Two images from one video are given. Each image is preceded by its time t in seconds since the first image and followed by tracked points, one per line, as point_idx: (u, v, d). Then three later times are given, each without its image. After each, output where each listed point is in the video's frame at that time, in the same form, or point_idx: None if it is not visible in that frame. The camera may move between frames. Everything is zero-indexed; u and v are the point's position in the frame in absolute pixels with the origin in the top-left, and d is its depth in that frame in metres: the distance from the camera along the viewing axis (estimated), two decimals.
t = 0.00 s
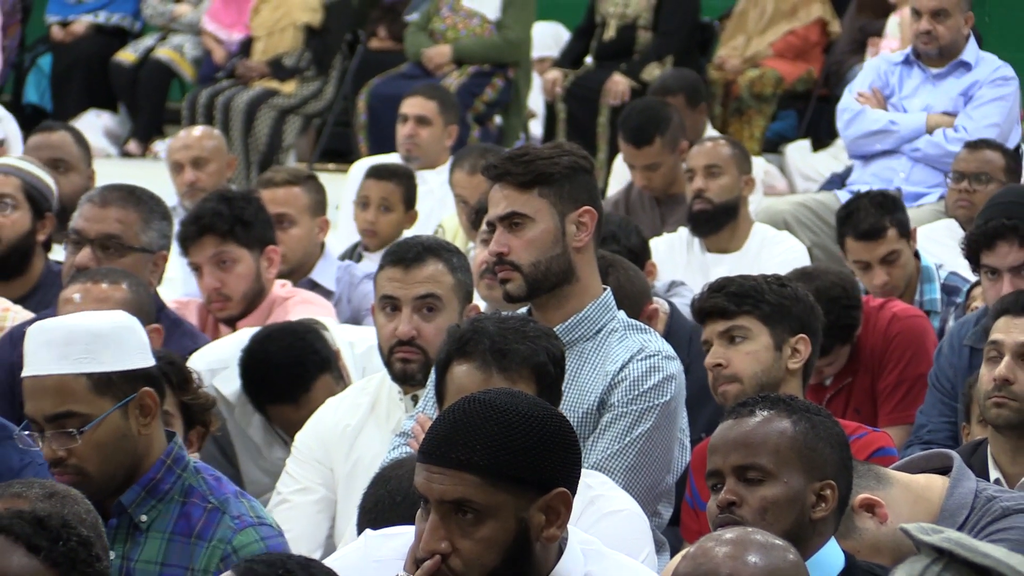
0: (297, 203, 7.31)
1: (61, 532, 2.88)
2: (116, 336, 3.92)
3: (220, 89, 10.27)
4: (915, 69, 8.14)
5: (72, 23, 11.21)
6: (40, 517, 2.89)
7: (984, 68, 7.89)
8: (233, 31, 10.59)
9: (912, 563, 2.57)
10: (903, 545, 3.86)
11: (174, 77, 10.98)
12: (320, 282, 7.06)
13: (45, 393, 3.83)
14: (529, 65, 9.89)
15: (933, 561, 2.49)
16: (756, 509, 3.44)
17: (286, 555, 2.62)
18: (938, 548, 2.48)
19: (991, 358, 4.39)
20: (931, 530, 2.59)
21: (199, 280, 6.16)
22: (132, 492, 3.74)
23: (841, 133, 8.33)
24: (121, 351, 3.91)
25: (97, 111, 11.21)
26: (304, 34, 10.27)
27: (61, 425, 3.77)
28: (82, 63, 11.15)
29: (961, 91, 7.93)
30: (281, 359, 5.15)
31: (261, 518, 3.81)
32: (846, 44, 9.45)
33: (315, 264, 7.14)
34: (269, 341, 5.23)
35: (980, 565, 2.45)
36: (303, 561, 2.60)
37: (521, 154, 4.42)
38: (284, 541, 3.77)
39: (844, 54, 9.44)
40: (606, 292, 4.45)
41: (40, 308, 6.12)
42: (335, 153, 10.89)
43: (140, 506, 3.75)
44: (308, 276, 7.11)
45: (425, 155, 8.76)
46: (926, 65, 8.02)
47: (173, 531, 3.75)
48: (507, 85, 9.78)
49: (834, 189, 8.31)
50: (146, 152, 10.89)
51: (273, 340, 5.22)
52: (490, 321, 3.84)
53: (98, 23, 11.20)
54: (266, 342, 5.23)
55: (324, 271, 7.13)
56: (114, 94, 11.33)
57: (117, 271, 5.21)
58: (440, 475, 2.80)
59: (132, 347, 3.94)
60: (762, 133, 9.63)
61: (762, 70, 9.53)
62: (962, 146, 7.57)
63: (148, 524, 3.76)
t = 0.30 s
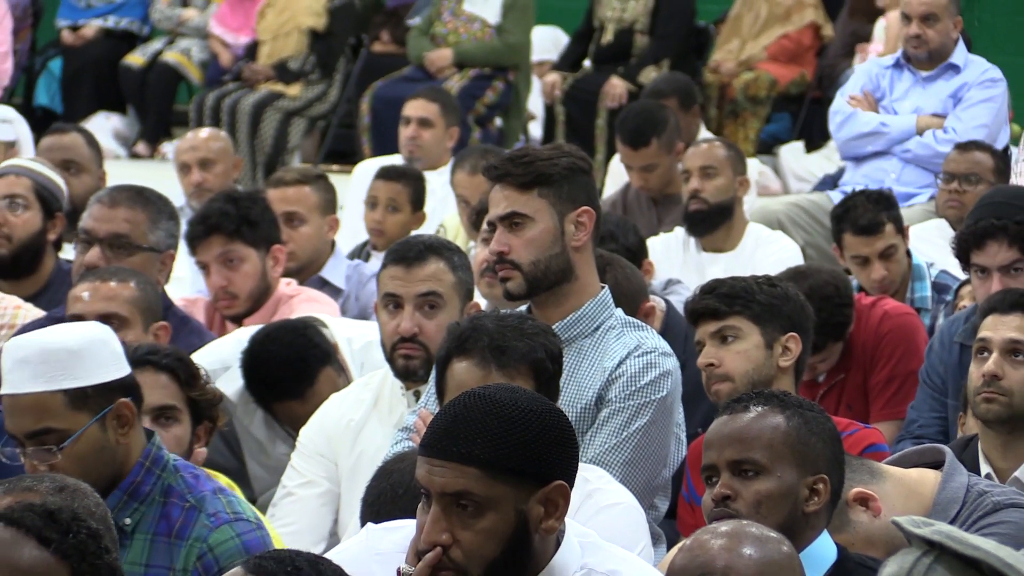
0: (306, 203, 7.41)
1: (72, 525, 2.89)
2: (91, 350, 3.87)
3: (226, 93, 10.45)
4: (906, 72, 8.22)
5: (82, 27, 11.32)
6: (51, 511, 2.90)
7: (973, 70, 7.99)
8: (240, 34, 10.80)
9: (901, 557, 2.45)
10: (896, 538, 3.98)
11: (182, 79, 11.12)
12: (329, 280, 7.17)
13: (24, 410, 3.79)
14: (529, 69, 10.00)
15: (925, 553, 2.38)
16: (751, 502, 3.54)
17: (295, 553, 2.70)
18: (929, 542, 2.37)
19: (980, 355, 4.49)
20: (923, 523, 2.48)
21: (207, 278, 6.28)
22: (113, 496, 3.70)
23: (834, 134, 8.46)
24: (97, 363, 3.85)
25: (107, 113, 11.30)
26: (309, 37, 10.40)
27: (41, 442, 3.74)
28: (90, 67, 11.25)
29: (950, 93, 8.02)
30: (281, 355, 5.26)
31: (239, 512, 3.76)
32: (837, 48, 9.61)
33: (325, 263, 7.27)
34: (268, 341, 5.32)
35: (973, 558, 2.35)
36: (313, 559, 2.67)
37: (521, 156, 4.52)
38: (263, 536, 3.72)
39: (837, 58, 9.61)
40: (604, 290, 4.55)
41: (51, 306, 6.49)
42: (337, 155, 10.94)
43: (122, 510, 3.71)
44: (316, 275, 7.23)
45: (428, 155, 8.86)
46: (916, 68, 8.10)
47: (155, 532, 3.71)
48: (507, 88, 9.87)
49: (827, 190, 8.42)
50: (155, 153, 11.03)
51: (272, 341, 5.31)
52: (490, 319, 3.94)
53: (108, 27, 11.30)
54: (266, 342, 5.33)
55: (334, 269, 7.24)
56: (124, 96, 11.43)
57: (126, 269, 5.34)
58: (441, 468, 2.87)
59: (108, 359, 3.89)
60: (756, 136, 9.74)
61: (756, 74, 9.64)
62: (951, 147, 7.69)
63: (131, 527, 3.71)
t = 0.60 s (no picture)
0: (318, 203, 7.57)
1: (87, 514, 3.03)
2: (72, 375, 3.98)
3: (237, 96, 10.54)
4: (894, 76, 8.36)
5: (98, 32, 11.48)
6: (67, 500, 3.04)
7: (959, 74, 8.15)
8: (250, 39, 10.95)
9: (890, 545, 2.56)
10: (886, 526, 4.14)
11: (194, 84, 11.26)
12: (334, 278, 7.37)
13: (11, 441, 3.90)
14: (530, 75, 10.18)
15: (914, 541, 2.49)
16: (745, 492, 3.68)
17: (292, 543, 2.88)
18: (918, 530, 2.48)
19: (964, 352, 4.65)
20: (912, 512, 2.59)
21: (218, 275, 6.43)
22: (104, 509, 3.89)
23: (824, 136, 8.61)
24: (78, 388, 3.96)
25: (121, 117, 11.45)
26: (316, 42, 10.54)
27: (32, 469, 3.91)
28: (104, 71, 11.41)
29: (936, 96, 8.18)
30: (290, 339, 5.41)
31: (226, 520, 3.96)
32: (829, 53, 9.89)
33: (331, 261, 7.46)
34: (281, 326, 5.48)
35: (960, 546, 2.46)
36: (310, 548, 2.86)
37: (522, 157, 4.66)
38: (250, 542, 3.93)
39: (828, 62, 9.87)
40: (602, 286, 4.70)
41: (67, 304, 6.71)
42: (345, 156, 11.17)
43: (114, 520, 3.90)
44: (323, 272, 7.42)
45: (431, 156, 9.04)
46: (904, 72, 8.26)
47: (146, 541, 3.90)
48: (509, 91, 10.04)
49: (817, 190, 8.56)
50: (168, 155, 11.26)
51: (284, 325, 5.48)
52: (491, 315, 4.09)
53: (122, 32, 11.49)
54: (278, 326, 5.49)
55: (339, 267, 7.43)
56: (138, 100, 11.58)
57: (140, 267, 5.50)
58: (461, 446, 3.06)
59: (91, 383, 4.00)
60: (750, 137, 9.90)
61: (748, 78, 9.80)
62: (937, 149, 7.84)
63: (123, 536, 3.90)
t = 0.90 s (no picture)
0: (326, 203, 7.78)
1: (104, 499, 3.21)
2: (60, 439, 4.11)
3: (248, 96, 10.82)
4: (881, 78, 8.70)
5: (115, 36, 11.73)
6: (86, 486, 3.22)
7: (943, 76, 8.49)
8: (261, 42, 11.22)
9: (879, 529, 2.80)
10: (873, 510, 4.33)
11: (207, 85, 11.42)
12: (340, 272, 7.57)
13: None
14: (529, 77, 10.62)
15: (901, 524, 2.72)
16: (736, 478, 3.87)
17: (293, 528, 3.02)
18: (905, 514, 2.71)
19: (942, 349, 4.98)
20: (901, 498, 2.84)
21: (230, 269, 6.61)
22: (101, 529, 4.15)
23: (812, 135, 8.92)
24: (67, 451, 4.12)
25: (137, 117, 11.64)
26: (325, 45, 10.82)
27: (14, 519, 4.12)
28: (122, 73, 11.57)
29: (921, 97, 8.52)
30: (297, 322, 5.61)
31: (219, 523, 4.15)
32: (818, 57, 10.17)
33: (336, 257, 7.66)
34: (292, 308, 5.68)
35: (945, 528, 2.68)
36: (310, 533, 2.99)
37: (522, 155, 4.88)
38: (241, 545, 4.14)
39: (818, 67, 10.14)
40: (598, 280, 4.91)
41: (85, 297, 6.88)
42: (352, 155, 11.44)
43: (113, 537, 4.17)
44: (329, 267, 7.62)
45: (436, 156, 9.21)
46: (890, 74, 8.61)
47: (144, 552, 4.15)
48: (511, 92, 10.48)
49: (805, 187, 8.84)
50: (182, 154, 11.40)
51: (293, 306, 5.67)
52: (494, 308, 4.27)
53: (138, 36, 11.64)
54: (288, 307, 5.69)
55: (344, 262, 7.63)
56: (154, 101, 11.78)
57: (155, 261, 5.68)
58: (500, 414, 3.31)
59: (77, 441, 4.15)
60: (741, 137, 10.14)
61: (740, 79, 10.05)
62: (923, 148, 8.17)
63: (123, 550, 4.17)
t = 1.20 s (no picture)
0: (333, 197, 7.96)
1: (120, 484, 3.52)
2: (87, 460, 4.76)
3: (259, 96, 11.15)
4: (866, 78, 9.19)
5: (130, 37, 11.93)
6: (104, 470, 3.53)
7: (927, 76, 8.97)
8: (271, 44, 11.57)
9: (868, 510, 2.87)
10: (860, 494, 4.52)
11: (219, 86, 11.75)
12: (345, 265, 7.85)
13: None
14: (529, 76, 10.89)
15: (890, 507, 2.80)
16: (728, 463, 4.06)
17: (307, 514, 3.25)
18: (893, 498, 2.78)
19: (925, 341, 5.20)
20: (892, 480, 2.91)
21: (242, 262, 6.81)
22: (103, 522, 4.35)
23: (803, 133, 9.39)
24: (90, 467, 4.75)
25: (152, 115, 11.86)
26: (333, 47, 11.15)
27: None
28: (138, 73, 11.84)
29: (906, 97, 8.99)
30: (302, 325, 5.82)
31: (218, 514, 4.36)
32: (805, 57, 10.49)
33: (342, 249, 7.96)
34: (298, 307, 5.88)
35: (932, 512, 2.74)
36: (322, 518, 3.22)
37: (522, 153, 5.13)
38: (242, 533, 4.33)
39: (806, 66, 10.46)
40: (595, 273, 5.16)
41: (103, 287, 7.09)
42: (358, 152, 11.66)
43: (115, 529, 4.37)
44: (336, 259, 7.89)
45: (438, 153, 9.63)
46: (876, 74, 9.08)
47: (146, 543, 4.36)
48: (511, 92, 10.76)
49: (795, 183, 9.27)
50: (195, 152, 11.73)
51: (299, 308, 5.86)
52: (496, 300, 4.46)
53: (154, 38, 11.91)
54: (296, 305, 5.91)
55: (349, 255, 7.93)
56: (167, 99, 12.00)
57: (169, 255, 5.88)
58: (491, 401, 3.52)
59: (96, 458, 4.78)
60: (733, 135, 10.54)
61: (732, 80, 10.40)
62: (907, 145, 8.62)
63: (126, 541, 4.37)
